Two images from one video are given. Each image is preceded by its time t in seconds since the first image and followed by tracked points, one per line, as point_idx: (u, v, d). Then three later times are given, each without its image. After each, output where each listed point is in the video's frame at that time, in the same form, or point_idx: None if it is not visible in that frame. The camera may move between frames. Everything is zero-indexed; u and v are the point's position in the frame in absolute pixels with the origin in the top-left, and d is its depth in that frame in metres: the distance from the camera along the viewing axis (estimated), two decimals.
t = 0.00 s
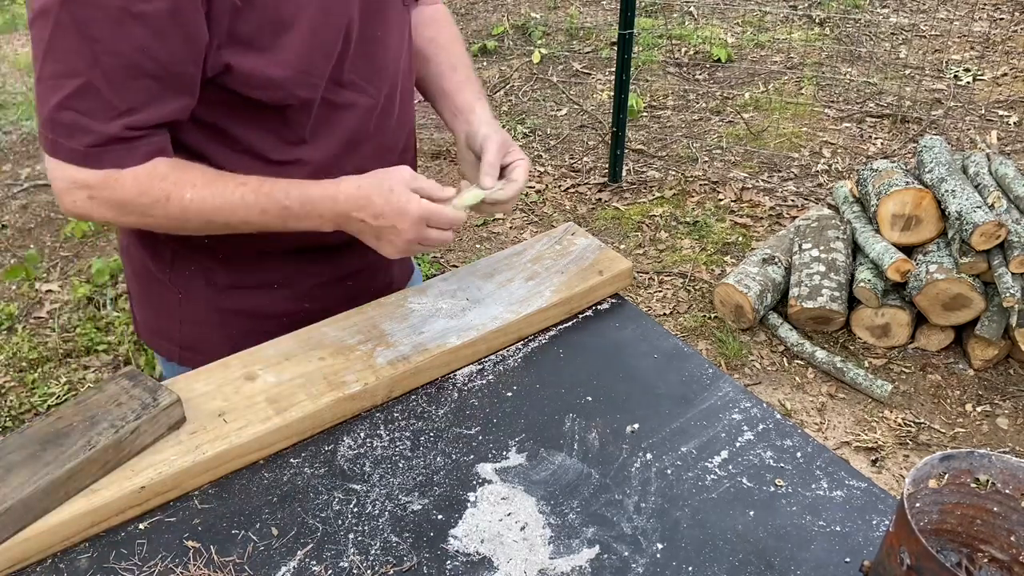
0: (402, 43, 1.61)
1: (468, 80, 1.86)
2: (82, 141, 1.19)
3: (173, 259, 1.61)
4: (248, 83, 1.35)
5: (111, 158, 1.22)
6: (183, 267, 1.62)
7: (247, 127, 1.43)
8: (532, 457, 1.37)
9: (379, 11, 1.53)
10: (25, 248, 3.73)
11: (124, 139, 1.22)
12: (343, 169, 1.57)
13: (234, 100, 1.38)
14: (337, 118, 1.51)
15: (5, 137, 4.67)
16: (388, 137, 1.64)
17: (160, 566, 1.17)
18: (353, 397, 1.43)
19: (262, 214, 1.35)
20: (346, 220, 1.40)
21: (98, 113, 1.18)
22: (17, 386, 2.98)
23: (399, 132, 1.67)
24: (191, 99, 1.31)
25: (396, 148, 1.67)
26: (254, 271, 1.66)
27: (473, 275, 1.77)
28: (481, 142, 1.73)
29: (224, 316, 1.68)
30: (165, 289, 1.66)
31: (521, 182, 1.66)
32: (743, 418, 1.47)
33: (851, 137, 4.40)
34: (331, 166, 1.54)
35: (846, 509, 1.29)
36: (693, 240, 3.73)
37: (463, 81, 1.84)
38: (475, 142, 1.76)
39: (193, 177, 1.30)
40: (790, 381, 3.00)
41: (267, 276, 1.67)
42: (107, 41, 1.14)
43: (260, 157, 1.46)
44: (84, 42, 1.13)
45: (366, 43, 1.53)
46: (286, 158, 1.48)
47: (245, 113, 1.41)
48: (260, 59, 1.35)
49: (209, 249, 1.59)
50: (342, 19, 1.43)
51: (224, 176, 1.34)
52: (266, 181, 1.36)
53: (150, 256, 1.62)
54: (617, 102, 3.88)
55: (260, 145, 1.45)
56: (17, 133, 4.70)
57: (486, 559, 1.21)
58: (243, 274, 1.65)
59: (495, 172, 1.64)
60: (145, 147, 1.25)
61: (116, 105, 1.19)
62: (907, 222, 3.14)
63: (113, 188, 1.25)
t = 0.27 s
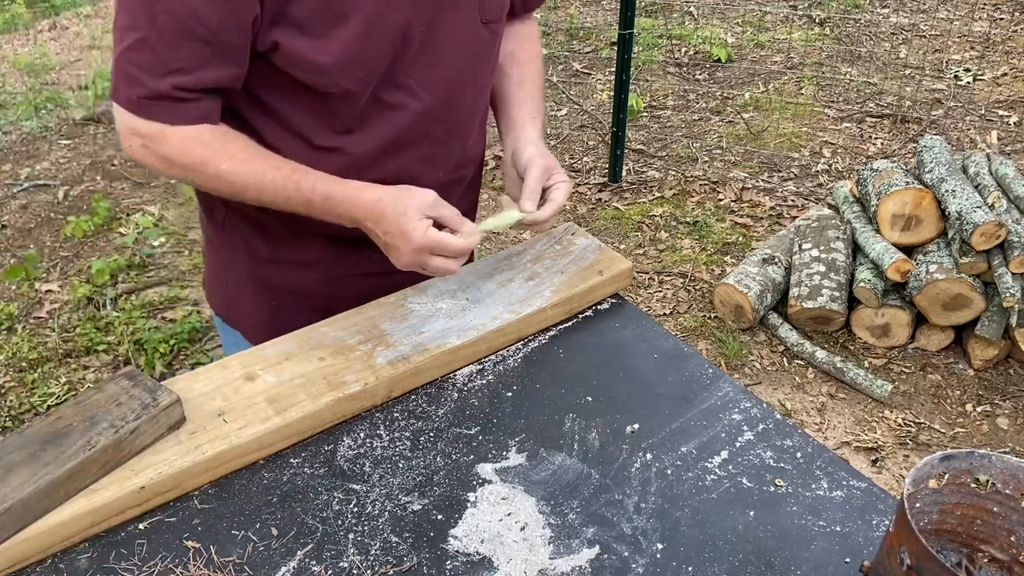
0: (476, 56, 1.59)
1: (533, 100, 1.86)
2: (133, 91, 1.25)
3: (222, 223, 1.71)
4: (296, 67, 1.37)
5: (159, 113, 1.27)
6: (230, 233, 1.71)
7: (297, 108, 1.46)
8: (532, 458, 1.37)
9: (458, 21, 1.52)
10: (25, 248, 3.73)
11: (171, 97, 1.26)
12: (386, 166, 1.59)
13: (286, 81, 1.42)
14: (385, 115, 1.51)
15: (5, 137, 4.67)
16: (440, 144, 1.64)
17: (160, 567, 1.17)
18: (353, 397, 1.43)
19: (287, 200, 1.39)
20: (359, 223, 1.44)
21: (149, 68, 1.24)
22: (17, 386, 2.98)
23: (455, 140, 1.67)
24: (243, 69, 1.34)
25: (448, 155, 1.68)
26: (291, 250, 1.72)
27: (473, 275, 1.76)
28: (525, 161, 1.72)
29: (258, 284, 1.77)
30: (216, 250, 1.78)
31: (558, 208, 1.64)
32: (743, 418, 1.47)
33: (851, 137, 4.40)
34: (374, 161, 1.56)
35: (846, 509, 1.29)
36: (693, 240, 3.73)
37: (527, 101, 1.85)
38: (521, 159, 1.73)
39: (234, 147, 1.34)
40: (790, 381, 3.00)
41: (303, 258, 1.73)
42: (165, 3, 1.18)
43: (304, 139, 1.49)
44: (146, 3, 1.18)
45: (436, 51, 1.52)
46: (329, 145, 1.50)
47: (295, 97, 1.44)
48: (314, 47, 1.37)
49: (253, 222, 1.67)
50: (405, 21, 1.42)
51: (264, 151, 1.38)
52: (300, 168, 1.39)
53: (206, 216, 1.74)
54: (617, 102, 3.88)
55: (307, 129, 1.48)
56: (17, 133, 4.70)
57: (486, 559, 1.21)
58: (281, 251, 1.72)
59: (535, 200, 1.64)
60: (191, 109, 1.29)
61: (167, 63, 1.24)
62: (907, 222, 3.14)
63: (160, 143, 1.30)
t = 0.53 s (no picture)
0: (525, 51, 1.64)
1: (585, 105, 1.87)
2: (197, 42, 1.38)
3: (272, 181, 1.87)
4: (344, 39, 1.47)
5: (217, 65, 1.39)
6: (278, 191, 1.88)
7: (347, 82, 1.57)
8: (532, 458, 1.37)
9: (508, 13, 1.57)
10: (25, 248, 3.73)
11: (229, 52, 1.38)
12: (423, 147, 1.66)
13: (339, 53, 1.52)
14: (426, 96, 1.60)
15: (5, 137, 4.67)
16: (479, 133, 1.70)
17: (160, 567, 1.17)
18: (352, 397, 1.43)
19: (321, 169, 1.48)
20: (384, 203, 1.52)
21: (213, 22, 1.36)
22: (17, 386, 2.98)
23: (496, 131, 1.73)
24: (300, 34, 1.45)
25: (487, 144, 1.74)
26: (326, 217, 1.86)
27: (474, 274, 1.76)
28: (559, 163, 1.71)
29: (295, 239, 1.93)
30: (267, 205, 1.95)
31: (582, 222, 1.63)
32: (743, 418, 1.47)
33: (851, 137, 4.40)
34: (413, 140, 1.64)
35: (846, 509, 1.29)
36: (693, 240, 3.73)
37: (580, 103, 1.86)
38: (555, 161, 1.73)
39: (279, 108, 1.45)
40: (790, 381, 3.00)
41: (336, 225, 1.87)
42: None
43: (350, 112, 1.60)
44: None
45: (482, 41, 1.58)
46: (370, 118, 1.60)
47: (345, 72, 1.55)
48: (363, 23, 1.47)
49: (297, 185, 1.81)
50: (452, 8, 1.50)
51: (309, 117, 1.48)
52: (337, 141, 1.47)
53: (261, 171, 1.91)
54: (617, 102, 3.88)
55: (353, 101, 1.59)
56: (17, 133, 4.70)
57: (486, 559, 1.21)
58: (318, 216, 1.87)
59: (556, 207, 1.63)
60: (246, 68, 1.40)
61: (230, 20, 1.36)
62: (907, 222, 3.13)
63: (216, 94, 1.42)
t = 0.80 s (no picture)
0: (542, 49, 1.64)
1: (604, 107, 1.87)
2: (219, 22, 1.43)
3: (292, 168, 1.90)
4: (360, 27, 1.49)
5: (235, 47, 1.43)
6: (296, 179, 1.90)
7: (363, 73, 1.59)
8: (532, 457, 1.37)
9: (527, 10, 1.57)
10: (25, 248, 3.73)
11: (248, 34, 1.42)
12: (436, 142, 1.67)
13: (354, 44, 1.54)
14: (440, 91, 1.60)
15: (5, 137, 4.67)
16: (494, 130, 1.70)
17: (160, 567, 1.17)
18: (352, 397, 1.43)
19: (331, 158, 1.50)
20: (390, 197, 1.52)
21: (236, 4, 1.41)
22: (17, 386, 2.98)
23: (510, 131, 1.73)
24: (319, 20, 1.48)
25: (500, 144, 1.74)
26: (342, 208, 1.88)
27: (475, 274, 1.76)
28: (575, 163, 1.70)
29: (309, 227, 1.95)
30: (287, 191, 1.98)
31: (599, 221, 1.62)
32: (743, 418, 1.47)
33: (851, 137, 4.40)
34: (424, 135, 1.65)
35: (846, 509, 1.29)
36: (693, 240, 3.73)
37: (599, 105, 1.86)
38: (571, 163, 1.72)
39: (293, 95, 1.48)
40: (790, 381, 3.00)
41: (351, 216, 1.88)
42: None
43: (365, 104, 1.62)
44: None
45: (499, 37, 1.58)
46: (385, 109, 1.62)
47: (360, 63, 1.57)
48: (381, 12, 1.48)
49: (314, 174, 1.83)
50: (470, 2, 1.51)
51: (321, 106, 1.51)
52: (347, 132, 1.49)
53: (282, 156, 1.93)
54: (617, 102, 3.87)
55: (369, 92, 1.60)
56: (17, 133, 4.70)
57: (486, 558, 1.21)
58: (333, 207, 1.88)
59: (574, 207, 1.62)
60: (264, 51, 1.44)
61: (251, 3, 1.40)
62: (907, 222, 3.13)
63: (235, 75, 1.47)
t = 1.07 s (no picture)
0: (549, 54, 1.64)
1: (612, 110, 1.87)
2: (223, 23, 1.43)
3: (297, 168, 1.91)
4: (366, 31, 1.50)
5: (237, 47, 1.43)
6: (301, 178, 1.91)
7: (368, 76, 1.59)
8: (533, 457, 1.37)
9: (534, 15, 1.57)
10: (24, 248, 3.73)
11: (252, 35, 1.42)
12: (441, 146, 1.67)
13: (360, 46, 1.55)
14: (447, 95, 1.60)
15: (5, 137, 4.67)
16: (500, 136, 1.70)
17: (160, 567, 1.17)
18: (352, 397, 1.42)
19: (333, 159, 1.51)
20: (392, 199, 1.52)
21: (240, 5, 1.41)
22: (18, 386, 2.98)
23: (517, 137, 1.73)
24: (324, 22, 1.48)
25: (506, 150, 1.74)
26: (344, 209, 1.88)
27: (475, 275, 1.76)
28: (578, 164, 1.70)
29: (312, 227, 1.95)
30: (291, 192, 1.98)
31: (598, 223, 1.62)
32: (743, 418, 1.47)
33: (851, 137, 4.40)
34: (429, 139, 1.65)
35: (846, 509, 1.29)
36: (693, 240, 3.73)
37: (607, 108, 1.86)
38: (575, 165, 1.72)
39: (295, 96, 1.48)
40: (790, 381, 3.00)
41: (353, 217, 1.88)
42: None
43: (370, 106, 1.63)
44: None
45: (506, 42, 1.57)
46: (390, 113, 1.62)
47: (366, 66, 1.57)
48: (386, 16, 1.48)
49: (318, 174, 1.84)
50: (477, 6, 1.51)
51: (323, 107, 1.51)
52: (349, 133, 1.49)
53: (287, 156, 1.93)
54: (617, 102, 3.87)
55: (375, 95, 1.61)
56: (17, 134, 4.70)
57: (486, 558, 1.21)
58: (335, 207, 1.88)
59: (575, 207, 1.62)
60: (267, 52, 1.44)
61: (255, 4, 1.41)
62: (907, 222, 3.13)
63: (239, 76, 1.48)
